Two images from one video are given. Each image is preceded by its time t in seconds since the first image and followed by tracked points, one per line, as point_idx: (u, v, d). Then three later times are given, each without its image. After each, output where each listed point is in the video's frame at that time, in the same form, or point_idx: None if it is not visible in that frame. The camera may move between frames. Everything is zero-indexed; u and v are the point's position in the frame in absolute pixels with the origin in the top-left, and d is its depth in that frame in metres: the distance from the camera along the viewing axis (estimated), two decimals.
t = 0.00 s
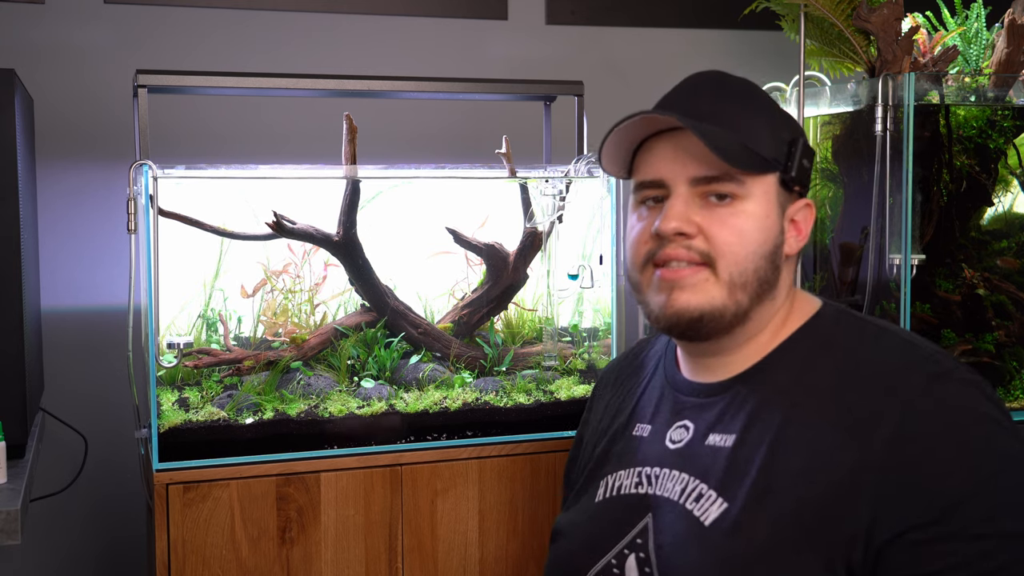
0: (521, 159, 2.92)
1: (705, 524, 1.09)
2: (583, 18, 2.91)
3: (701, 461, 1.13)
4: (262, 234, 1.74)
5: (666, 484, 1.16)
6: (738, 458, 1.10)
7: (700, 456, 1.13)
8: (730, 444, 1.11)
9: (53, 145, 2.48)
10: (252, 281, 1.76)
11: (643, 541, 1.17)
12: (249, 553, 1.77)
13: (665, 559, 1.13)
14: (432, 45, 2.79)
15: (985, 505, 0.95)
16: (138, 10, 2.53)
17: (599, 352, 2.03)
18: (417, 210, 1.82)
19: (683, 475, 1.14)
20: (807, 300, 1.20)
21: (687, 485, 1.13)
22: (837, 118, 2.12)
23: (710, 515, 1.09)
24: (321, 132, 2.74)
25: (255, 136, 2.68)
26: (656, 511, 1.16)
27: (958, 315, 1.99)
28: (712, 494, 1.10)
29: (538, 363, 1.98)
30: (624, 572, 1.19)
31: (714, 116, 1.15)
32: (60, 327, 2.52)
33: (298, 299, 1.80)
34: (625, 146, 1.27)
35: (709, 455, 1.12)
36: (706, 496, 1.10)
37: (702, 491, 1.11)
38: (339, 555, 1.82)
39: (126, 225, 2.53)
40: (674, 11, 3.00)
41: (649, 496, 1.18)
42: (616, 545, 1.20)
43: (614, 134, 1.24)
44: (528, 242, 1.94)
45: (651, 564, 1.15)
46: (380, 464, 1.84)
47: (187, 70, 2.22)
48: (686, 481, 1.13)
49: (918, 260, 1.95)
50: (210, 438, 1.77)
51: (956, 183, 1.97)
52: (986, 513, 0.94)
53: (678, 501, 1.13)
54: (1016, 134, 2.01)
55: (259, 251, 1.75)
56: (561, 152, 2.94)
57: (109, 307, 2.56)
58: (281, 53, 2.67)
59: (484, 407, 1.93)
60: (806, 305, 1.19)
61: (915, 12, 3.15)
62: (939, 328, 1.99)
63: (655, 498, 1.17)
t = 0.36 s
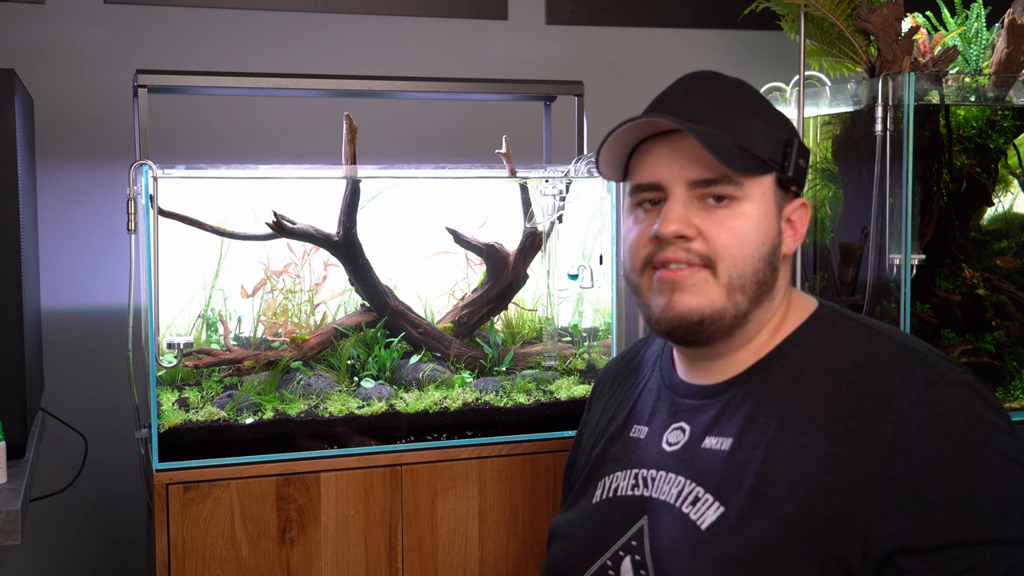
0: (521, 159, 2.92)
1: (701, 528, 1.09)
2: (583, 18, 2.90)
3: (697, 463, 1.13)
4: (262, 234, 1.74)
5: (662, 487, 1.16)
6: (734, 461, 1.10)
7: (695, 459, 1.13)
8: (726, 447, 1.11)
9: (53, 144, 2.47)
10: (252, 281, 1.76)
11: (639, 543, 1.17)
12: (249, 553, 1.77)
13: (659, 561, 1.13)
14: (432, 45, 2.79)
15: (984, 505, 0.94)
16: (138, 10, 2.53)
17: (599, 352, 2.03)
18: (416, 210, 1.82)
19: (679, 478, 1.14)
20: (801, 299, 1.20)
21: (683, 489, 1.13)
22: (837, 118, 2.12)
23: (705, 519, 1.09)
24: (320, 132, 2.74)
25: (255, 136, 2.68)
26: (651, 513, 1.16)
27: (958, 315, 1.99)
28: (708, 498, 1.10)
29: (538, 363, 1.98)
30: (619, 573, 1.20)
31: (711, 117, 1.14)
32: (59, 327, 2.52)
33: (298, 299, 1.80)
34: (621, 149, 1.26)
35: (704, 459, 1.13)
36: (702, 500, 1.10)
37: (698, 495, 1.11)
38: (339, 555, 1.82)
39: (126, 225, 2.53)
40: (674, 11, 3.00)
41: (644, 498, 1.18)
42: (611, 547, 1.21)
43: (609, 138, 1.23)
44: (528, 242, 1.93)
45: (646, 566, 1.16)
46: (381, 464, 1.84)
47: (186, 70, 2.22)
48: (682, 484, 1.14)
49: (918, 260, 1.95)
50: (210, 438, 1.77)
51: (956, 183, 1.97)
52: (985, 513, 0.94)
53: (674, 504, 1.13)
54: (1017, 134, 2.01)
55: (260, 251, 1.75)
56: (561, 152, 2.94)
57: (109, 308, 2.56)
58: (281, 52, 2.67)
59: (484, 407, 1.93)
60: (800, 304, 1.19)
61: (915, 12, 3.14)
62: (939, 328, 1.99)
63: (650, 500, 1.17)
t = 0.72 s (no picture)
0: (521, 159, 2.92)
1: (695, 526, 1.09)
2: (583, 18, 2.90)
3: (693, 462, 1.13)
4: (262, 234, 1.74)
5: (659, 486, 1.16)
6: (731, 461, 1.09)
7: (692, 458, 1.13)
8: (722, 446, 1.11)
9: (54, 144, 2.48)
10: (252, 281, 1.76)
11: (637, 542, 1.17)
12: (249, 553, 1.77)
13: (657, 560, 1.13)
14: (432, 45, 2.79)
15: (980, 505, 0.94)
16: (138, 10, 2.53)
17: (599, 352, 2.03)
18: (416, 210, 1.82)
19: (675, 478, 1.14)
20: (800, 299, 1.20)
21: (678, 488, 1.13)
22: (837, 118, 2.12)
23: (699, 517, 1.09)
24: (320, 132, 2.74)
25: (255, 136, 2.68)
26: (648, 513, 1.16)
27: (958, 315, 1.99)
28: (703, 497, 1.10)
29: (538, 363, 1.98)
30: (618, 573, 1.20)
31: (714, 116, 1.14)
32: (59, 327, 2.52)
33: (298, 299, 1.80)
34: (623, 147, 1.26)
35: (700, 458, 1.13)
36: (696, 499, 1.10)
37: (692, 494, 1.11)
38: (339, 555, 1.82)
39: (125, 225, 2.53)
40: (674, 11, 3.00)
41: (641, 498, 1.18)
42: (610, 547, 1.21)
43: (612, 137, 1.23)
44: (528, 242, 1.93)
45: (644, 565, 1.16)
46: (381, 464, 1.84)
47: (186, 70, 2.23)
48: (677, 483, 1.14)
49: (918, 260, 1.95)
50: (209, 438, 1.77)
51: (956, 183, 1.97)
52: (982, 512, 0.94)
53: (669, 503, 1.13)
54: (1017, 134, 2.01)
55: (260, 251, 1.75)
56: (561, 152, 2.94)
57: (109, 308, 2.56)
58: (280, 53, 2.67)
59: (484, 407, 1.93)
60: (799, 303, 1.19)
61: (915, 12, 3.14)
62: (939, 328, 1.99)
63: (647, 500, 1.17)
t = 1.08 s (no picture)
0: (522, 159, 2.93)
1: (694, 511, 1.05)
2: (582, 18, 2.90)
3: (697, 450, 1.07)
4: (262, 234, 1.74)
5: (662, 471, 1.11)
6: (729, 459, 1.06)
7: (697, 446, 1.08)
8: (728, 434, 1.05)
9: (54, 145, 2.48)
10: (252, 281, 1.76)
11: (636, 524, 1.13)
12: (249, 553, 1.77)
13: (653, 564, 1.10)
14: (431, 44, 2.79)
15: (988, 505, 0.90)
16: (138, 10, 2.53)
17: (599, 352, 2.02)
18: (417, 210, 1.82)
19: (679, 463, 1.09)
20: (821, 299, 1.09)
21: (681, 473, 1.08)
22: (837, 118, 2.13)
23: (700, 503, 1.05)
24: (320, 132, 2.74)
25: (254, 136, 2.67)
26: (650, 495, 1.12)
27: (958, 316, 1.99)
28: (704, 482, 1.05)
29: (539, 363, 1.98)
30: (617, 555, 1.16)
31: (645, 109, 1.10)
32: (60, 328, 2.52)
33: (298, 299, 1.80)
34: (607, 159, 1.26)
35: (706, 445, 1.06)
36: (698, 484, 1.06)
37: (695, 479, 1.06)
38: (339, 555, 1.82)
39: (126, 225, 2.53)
40: (674, 11, 3.00)
41: (645, 481, 1.14)
42: (610, 527, 1.17)
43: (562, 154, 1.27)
44: (528, 242, 1.93)
45: (643, 548, 1.12)
46: (381, 464, 1.84)
47: (190, 70, 2.24)
48: (681, 468, 1.09)
49: (917, 260, 1.96)
50: (210, 437, 1.77)
51: (956, 183, 1.97)
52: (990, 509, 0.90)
53: (671, 488, 1.08)
54: (1017, 134, 2.00)
55: (260, 251, 1.75)
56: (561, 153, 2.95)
57: (109, 308, 2.56)
58: (280, 52, 2.66)
59: (484, 407, 1.93)
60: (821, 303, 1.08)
61: (915, 12, 3.14)
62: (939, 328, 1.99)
63: (651, 483, 1.13)
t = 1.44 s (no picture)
0: (522, 159, 2.93)
1: (693, 518, 1.04)
2: (582, 18, 2.90)
3: (701, 453, 1.06)
4: (262, 234, 1.74)
5: (668, 472, 1.10)
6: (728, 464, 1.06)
7: (701, 450, 1.06)
8: (733, 442, 1.03)
9: (54, 144, 2.48)
10: (251, 280, 1.76)
11: (640, 523, 1.13)
12: (249, 553, 1.77)
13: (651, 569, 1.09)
14: (431, 44, 2.79)
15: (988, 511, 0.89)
16: (138, 10, 2.53)
17: (599, 352, 2.01)
18: (417, 210, 1.82)
19: (685, 466, 1.08)
20: (844, 307, 1.04)
21: (685, 477, 1.07)
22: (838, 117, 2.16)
23: (699, 511, 1.03)
24: (319, 132, 2.74)
25: (254, 136, 2.67)
26: (654, 495, 1.11)
27: (958, 316, 1.99)
28: (705, 490, 1.04)
29: (539, 363, 1.98)
30: (619, 551, 1.15)
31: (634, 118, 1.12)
32: (61, 328, 2.52)
33: (298, 299, 1.80)
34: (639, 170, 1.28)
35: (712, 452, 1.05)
36: (699, 491, 1.04)
37: (697, 485, 1.05)
38: (339, 555, 1.82)
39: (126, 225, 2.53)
40: (674, 11, 3.00)
41: (652, 480, 1.13)
42: (615, 524, 1.16)
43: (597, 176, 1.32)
44: (528, 242, 1.93)
45: (643, 548, 1.11)
46: (381, 464, 1.85)
47: (189, 70, 2.24)
48: (685, 472, 1.08)
49: (917, 260, 1.96)
50: (210, 437, 1.77)
51: (956, 183, 1.97)
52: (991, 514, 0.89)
53: (674, 491, 1.08)
54: (1017, 134, 2.00)
55: (260, 250, 1.75)
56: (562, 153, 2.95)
57: (109, 308, 2.56)
58: (279, 53, 2.66)
59: (484, 407, 1.93)
60: (843, 311, 1.04)
61: (915, 13, 3.15)
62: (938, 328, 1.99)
63: (656, 482, 1.12)
